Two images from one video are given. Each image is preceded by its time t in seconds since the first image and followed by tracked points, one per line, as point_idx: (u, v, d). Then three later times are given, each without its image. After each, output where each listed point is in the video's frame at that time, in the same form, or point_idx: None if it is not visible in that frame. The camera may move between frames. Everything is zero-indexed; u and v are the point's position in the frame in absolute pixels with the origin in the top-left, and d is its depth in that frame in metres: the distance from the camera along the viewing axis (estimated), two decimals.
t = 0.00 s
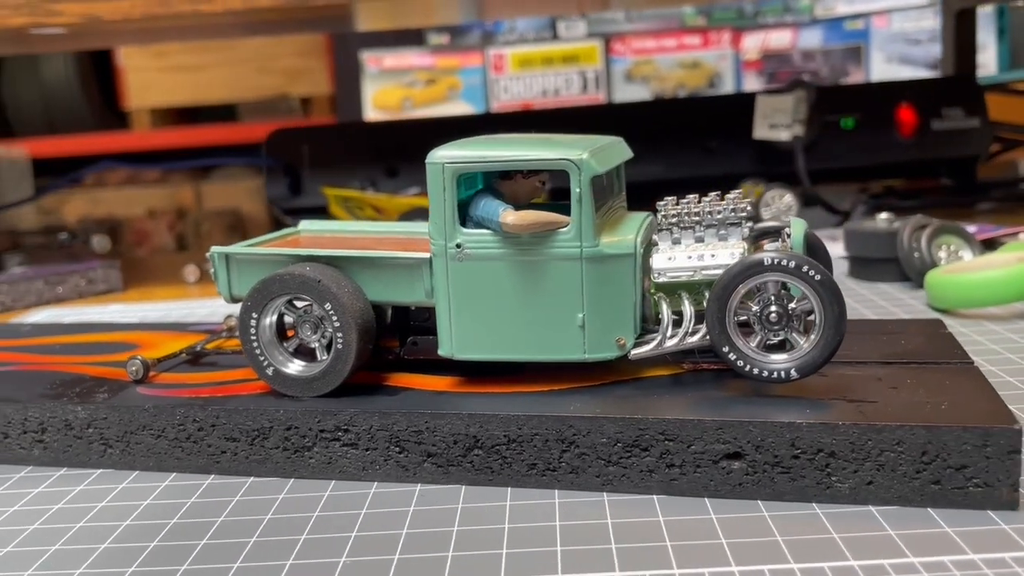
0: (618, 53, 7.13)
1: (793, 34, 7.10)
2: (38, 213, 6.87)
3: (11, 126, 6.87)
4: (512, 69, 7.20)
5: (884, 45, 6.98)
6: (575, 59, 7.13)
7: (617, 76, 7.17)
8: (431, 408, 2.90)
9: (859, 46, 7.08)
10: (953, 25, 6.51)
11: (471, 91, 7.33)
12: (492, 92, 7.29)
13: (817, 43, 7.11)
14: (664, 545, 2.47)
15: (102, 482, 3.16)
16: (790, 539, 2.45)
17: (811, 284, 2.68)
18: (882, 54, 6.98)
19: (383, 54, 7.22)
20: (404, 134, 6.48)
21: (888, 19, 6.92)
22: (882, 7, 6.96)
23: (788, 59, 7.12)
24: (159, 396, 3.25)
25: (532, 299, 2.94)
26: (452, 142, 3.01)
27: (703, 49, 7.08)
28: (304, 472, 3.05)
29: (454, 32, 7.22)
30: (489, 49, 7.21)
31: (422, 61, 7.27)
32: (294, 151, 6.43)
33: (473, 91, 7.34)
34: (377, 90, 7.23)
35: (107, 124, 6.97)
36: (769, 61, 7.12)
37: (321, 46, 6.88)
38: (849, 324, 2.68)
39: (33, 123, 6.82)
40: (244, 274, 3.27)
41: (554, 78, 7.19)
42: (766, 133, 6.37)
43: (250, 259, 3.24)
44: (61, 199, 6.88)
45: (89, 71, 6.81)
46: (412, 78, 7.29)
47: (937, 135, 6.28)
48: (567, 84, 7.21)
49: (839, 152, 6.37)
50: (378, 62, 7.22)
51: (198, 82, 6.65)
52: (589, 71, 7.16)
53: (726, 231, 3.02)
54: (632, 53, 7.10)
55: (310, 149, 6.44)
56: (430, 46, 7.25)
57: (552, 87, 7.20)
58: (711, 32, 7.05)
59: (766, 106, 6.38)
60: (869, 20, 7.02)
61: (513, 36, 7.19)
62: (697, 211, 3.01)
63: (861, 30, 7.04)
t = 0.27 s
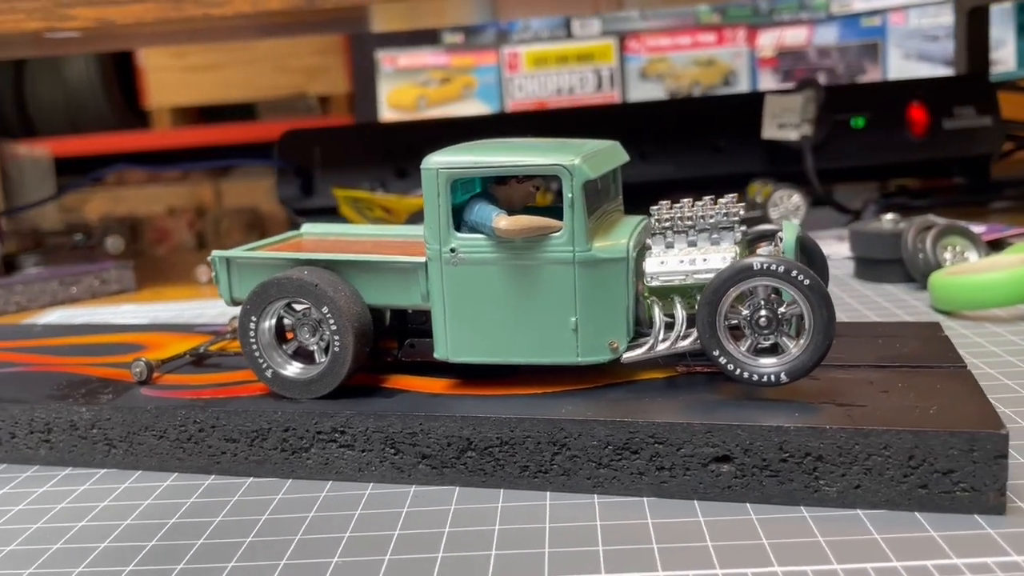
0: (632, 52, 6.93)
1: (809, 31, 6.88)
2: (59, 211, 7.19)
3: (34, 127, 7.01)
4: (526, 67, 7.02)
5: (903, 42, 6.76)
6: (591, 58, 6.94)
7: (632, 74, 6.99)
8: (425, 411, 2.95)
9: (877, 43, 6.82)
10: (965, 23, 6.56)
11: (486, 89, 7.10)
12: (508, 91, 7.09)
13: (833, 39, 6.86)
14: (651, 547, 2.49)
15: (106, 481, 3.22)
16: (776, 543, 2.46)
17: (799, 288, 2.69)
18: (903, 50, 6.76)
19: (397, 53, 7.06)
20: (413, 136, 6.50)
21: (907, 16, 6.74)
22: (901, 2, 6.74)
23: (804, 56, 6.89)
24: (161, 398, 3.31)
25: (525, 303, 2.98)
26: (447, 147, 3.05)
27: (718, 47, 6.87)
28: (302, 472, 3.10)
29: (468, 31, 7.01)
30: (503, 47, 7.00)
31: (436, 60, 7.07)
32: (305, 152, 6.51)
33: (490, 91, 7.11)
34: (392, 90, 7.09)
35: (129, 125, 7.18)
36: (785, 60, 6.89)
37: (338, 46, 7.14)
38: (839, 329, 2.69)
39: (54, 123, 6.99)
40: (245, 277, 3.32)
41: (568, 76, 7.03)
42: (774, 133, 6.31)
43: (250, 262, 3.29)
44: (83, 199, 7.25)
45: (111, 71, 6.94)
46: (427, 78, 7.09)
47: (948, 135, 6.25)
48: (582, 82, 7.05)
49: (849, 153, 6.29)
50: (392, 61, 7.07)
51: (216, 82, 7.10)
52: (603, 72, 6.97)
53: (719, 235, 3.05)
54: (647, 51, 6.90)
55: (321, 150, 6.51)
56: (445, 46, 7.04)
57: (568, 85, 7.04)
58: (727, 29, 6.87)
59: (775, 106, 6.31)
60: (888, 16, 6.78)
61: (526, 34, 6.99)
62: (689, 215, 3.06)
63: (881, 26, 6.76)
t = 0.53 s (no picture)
0: (646, 50, 6.79)
1: (825, 29, 6.69)
2: (82, 210, 7.29)
3: (57, 124, 7.18)
4: (541, 67, 6.83)
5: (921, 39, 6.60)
6: (605, 57, 6.79)
7: (646, 73, 6.85)
8: (419, 417, 3.01)
9: (895, 41, 6.63)
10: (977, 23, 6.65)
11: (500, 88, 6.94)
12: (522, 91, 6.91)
13: (851, 37, 6.68)
14: (634, 553, 2.54)
15: (110, 484, 3.30)
16: (757, 549, 2.51)
17: (784, 298, 2.73)
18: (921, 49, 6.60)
19: (413, 53, 6.90)
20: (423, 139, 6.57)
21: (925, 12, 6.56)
22: None
23: (820, 54, 6.72)
24: (164, 403, 3.40)
25: (516, 312, 3.03)
26: (440, 159, 3.11)
27: (733, 46, 6.75)
28: (299, 477, 3.17)
29: (484, 30, 6.80)
30: (517, 46, 6.82)
31: (451, 59, 6.89)
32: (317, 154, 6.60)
33: (505, 90, 6.93)
34: (407, 91, 6.96)
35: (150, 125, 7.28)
36: (802, 57, 6.74)
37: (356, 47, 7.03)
38: (822, 338, 2.73)
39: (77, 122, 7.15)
40: (246, 285, 3.40)
41: (582, 75, 6.85)
42: (782, 135, 6.29)
43: (251, 270, 3.36)
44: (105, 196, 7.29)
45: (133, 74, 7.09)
46: (442, 77, 6.94)
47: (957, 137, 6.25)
48: (597, 80, 6.89)
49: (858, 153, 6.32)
50: (407, 61, 6.92)
51: (233, 81, 7.09)
52: (617, 71, 6.83)
53: (708, 244, 3.10)
54: (661, 50, 6.77)
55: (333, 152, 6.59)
56: (460, 45, 6.85)
57: (581, 85, 6.88)
58: (742, 27, 6.70)
59: (782, 108, 6.29)
60: (905, 13, 6.57)
61: (539, 33, 6.81)
62: (678, 225, 3.11)
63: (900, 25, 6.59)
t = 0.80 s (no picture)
0: (659, 48, 6.84)
1: (838, 25, 6.72)
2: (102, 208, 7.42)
3: (75, 124, 7.25)
4: (553, 65, 6.86)
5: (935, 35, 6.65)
6: (617, 56, 6.83)
7: (657, 72, 6.89)
8: (408, 419, 3.07)
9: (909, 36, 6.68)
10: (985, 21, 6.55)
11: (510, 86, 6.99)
12: (533, 88, 6.94)
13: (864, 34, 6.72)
14: (614, 554, 2.59)
15: (110, 484, 3.39)
16: (735, 551, 2.54)
17: (764, 303, 2.77)
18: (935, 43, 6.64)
19: (425, 52, 6.96)
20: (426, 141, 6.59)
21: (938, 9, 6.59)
22: None
23: (832, 50, 6.76)
24: (163, 404, 3.47)
25: (504, 315, 3.08)
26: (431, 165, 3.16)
27: (746, 43, 6.79)
28: (294, 477, 3.24)
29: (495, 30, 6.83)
30: (530, 45, 6.85)
31: (463, 58, 6.95)
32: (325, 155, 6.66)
33: (516, 89, 6.97)
34: (419, 89, 7.03)
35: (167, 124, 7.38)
36: (814, 53, 6.79)
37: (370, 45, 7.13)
38: (803, 342, 2.77)
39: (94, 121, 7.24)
40: (242, 289, 3.46)
41: (595, 74, 6.89)
42: (785, 135, 6.27)
43: (247, 274, 3.43)
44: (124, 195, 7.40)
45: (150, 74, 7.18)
46: (454, 76, 6.99)
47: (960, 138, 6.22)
48: (609, 78, 6.94)
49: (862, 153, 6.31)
50: (419, 60, 6.98)
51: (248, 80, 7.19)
52: (628, 68, 6.86)
53: (694, 249, 3.13)
54: (674, 48, 6.81)
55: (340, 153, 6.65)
56: (472, 44, 6.90)
57: (593, 82, 6.92)
58: (755, 24, 6.74)
59: (786, 108, 6.29)
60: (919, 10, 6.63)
61: (551, 33, 6.84)
62: (664, 230, 3.15)
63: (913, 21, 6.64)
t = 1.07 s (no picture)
0: (671, 46, 6.82)
1: (851, 23, 6.70)
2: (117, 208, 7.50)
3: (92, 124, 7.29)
4: (564, 64, 6.88)
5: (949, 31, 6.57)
6: (628, 54, 6.82)
7: (669, 70, 6.87)
8: (407, 424, 3.10)
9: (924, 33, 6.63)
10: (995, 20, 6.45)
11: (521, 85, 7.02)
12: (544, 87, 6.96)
13: (878, 30, 6.68)
14: (607, 559, 2.61)
15: (115, 486, 3.44)
16: (727, 556, 2.56)
17: (758, 310, 2.78)
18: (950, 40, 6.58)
19: (437, 52, 7.04)
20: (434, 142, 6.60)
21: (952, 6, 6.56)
22: None
23: (846, 48, 6.73)
24: (168, 408, 3.52)
25: (502, 321, 3.11)
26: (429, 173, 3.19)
27: (759, 40, 6.73)
28: (295, 480, 3.28)
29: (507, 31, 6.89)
30: (541, 44, 6.90)
31: (474, 58, 7.02)
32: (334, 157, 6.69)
33: (527, 88, 7.01)
34: (431, 89, 7.09)
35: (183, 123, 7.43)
36: (828, 50, 6.73)
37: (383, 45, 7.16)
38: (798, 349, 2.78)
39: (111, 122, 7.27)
40: (245, 294, 3.51)
41: (606, 72, 6.89)
42: (793, 135, 6.25)
43: (249, 280, 3.47)
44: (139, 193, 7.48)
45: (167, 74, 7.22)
46: (465, 75, 7.06)
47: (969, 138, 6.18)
48: (620, 77, 6.92)
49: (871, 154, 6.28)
50: (431, 60, 7.06)
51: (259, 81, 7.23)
52: (641, 66, 6.85)
53: (691, 255, 3.14)
54: (686, 46, 6.79)
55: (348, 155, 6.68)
56: (483, 44, 6.98)
57: (605, 80, 6.91)
58: (767, 22, 6.71)
59: (794, 109, 6.25)
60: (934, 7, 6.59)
61: (563, 32, 6.86)
62: (661, 237, 3.17)
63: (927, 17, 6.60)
